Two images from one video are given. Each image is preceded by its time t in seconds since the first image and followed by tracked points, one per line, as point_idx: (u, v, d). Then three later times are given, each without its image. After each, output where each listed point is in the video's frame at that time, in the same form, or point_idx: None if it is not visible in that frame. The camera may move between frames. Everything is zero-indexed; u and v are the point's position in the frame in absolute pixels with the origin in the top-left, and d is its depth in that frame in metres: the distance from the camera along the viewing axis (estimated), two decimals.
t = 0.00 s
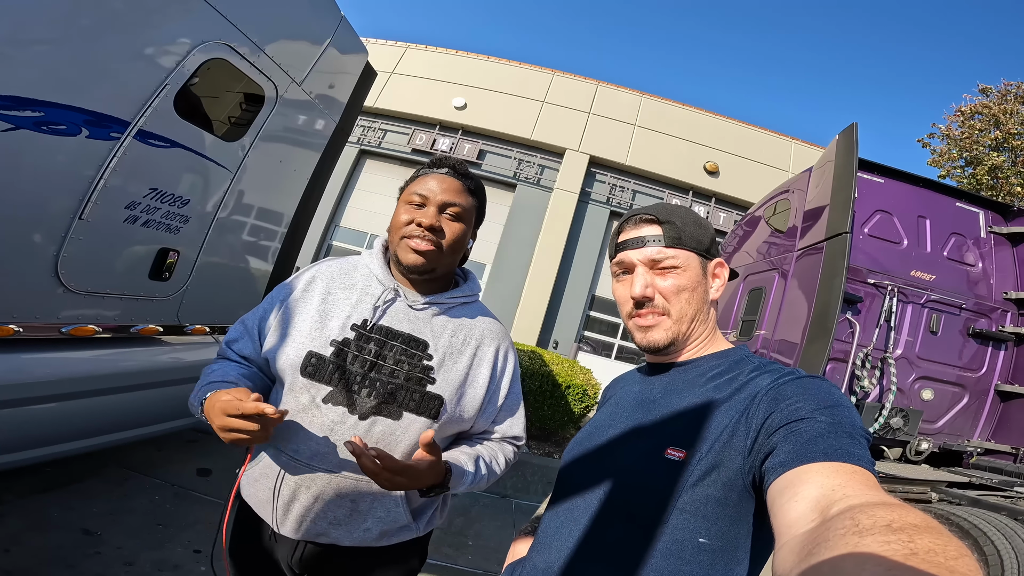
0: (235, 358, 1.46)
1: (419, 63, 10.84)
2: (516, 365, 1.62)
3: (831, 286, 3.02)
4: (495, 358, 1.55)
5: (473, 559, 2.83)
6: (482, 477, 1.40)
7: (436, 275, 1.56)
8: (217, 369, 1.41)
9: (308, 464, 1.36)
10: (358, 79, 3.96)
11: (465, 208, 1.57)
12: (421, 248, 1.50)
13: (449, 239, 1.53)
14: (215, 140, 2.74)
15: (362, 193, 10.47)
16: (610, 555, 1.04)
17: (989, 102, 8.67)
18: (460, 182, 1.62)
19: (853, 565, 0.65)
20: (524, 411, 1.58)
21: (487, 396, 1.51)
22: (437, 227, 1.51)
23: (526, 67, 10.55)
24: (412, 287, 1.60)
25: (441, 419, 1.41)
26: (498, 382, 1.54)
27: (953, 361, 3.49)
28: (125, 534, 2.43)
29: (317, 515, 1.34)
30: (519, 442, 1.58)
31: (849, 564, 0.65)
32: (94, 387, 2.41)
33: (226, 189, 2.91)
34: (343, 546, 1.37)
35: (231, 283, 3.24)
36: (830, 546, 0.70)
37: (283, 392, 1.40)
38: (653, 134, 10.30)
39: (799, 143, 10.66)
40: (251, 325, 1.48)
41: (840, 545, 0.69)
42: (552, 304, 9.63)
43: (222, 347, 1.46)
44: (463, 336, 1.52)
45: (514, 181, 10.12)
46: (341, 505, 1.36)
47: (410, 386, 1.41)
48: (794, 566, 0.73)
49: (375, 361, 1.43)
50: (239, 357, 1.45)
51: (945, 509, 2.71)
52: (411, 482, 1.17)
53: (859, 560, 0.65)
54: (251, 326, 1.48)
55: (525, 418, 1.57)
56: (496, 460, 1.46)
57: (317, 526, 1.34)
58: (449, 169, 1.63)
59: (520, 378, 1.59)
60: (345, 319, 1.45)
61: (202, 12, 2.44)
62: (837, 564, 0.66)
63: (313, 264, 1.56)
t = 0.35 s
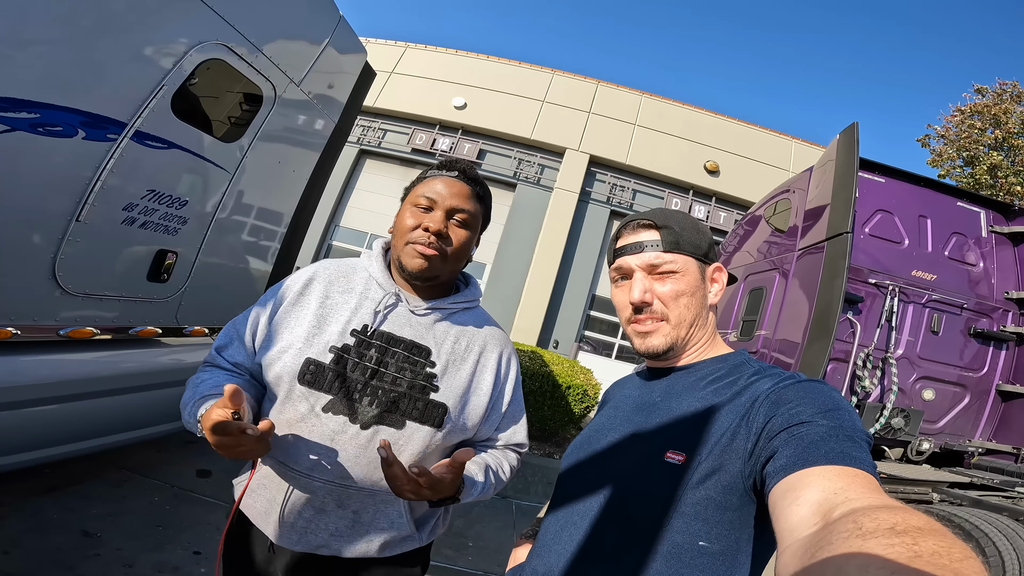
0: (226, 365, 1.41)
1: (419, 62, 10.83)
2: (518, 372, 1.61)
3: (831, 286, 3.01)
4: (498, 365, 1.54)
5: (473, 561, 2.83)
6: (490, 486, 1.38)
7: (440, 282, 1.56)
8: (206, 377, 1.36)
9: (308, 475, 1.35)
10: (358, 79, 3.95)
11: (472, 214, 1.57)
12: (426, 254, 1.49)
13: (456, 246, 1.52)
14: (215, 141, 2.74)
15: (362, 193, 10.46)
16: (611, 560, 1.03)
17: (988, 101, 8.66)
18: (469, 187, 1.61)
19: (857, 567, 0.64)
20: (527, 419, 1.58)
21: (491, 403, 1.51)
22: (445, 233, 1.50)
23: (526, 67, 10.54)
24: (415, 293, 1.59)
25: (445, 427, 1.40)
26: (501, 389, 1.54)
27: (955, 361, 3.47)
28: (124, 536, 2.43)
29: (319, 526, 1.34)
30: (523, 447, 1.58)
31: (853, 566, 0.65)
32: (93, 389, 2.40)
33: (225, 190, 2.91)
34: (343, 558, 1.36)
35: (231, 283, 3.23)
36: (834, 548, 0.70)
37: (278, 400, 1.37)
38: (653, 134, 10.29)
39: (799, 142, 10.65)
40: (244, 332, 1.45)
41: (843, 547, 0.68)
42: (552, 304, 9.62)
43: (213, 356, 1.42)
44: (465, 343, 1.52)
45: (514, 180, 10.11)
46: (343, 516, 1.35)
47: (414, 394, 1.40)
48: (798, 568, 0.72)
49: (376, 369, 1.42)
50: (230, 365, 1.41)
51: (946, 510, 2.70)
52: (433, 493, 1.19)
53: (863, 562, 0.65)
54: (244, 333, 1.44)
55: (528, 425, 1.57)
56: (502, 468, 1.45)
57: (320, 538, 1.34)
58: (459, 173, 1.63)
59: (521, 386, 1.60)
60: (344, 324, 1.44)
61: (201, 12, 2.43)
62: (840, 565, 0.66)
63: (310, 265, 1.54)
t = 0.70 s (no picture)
0: (225, 365, 1.42)
1: (418, 62, 10.83)
2: (521, 370, 1.64)
3: (831, 285, 3.02)
4: (502, 365, 1.56)
5: (474, 559, 2.83)
6: (488, 484, 1.40)
7: (444, 282, 1.56)
8: (208, 378, 1.38)
9: (317, 478, 1.34)
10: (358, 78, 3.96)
11: (476, 212, 1.57)
12: (429, 254, 1.49)
13: (460, 246, 1.53)
14: (215, 141, 2.74)
15: (362, 192, 10.46)
16: (613, 557, 1.04)
17: (986, 100, 8.67)
18: (473, 185, 1.61)
19: (858, 564, 0.65)
20: (529, 417, 1.60)
21: (495, 402, 1.53)
22: (448, 233, 1.50)
23: (526, 66, 10.54)
24: (418, 292, 1.60)
25: (452, 428, 1.42)
26: (505, 388, 1.57)
27: (955, 360, 3.48)
28: (126, 535, 2.43)
29: (330, 530, 1.34)
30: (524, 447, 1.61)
31: (854, 564, 0.65)
32: (95, 388, 2.40)
33: (226, 190, 2.91)
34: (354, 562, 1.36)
35: (232, 283, 3.23)
36: (834, 544, 0.70)
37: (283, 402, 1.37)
38: (653, 133, 10.30)
39: (799, 141, 10.65)
40: (242, 331, 1.44)
41: (844, 543, 0.69)
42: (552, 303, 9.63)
43: (212, 356, 1.43)
44: (470, 342, 1.53)
45: (514, 180, 10.10)
46: (353, 520, 1.35)
47: (421, 395, 1.41)
48: (799, 564, 0.72)
49: (383, 370, 1.42)
50: (230, 365, 1.42)
51: (947, 509, 2.70)
52: (411, 493, 1.20)
53: (864, 559, 0.65)
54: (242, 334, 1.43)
55: (530, 424, 1.59)
56: (502, 467, 1.47)
57: (332, 542, 1.33)
58: (462, 170, 1.62)
59: (525, 385, 1.61)
60: (348, 324, 1.44)
61: (201, 12, 2.43)
62: (842, 562, 0.66)
63: (312, 263, 1.53)
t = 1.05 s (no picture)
0: (230, 371, 1.41)
1: (418, 61, 10.82)
2: (521, 369, 1.64)
3: (832, 284, 3.01)
4: (502, 363, 1.57)
5: (474, 559, 2.83)
6: (482, 484, 1.37)
7: (443, 282, 1.56)
8: (210, 384, 1.37)
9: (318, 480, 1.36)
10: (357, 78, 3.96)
11: (475, 212, 1.57)
12: (431, 255, 1.49)
13: (460, 246, 1.53)
14: (214, 141, 2.74)
15: (362, 192, 10.46)
16: (614, 558, 1.04)
17: (984, 100, 8.68)
18: (472, 185, 1.61)
19: (859, 565, 0.65)
20: (530, 415, 1.60)
21: (495, 401, 1.54)
22: (448, 232, 1.50)
23: (526, 65, 10.53)
24: (418, 292, 1.60)
25: (453, 427, 1.42)
26: (505, 386, 1.58)
27: (955, 359, 3.48)
28: (127, 535, 2.43)
29: (331, 532, 1.34)
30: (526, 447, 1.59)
31: (856, 564, 0.65)
32: (95, 388, 2.40)
33: (225, 190, 2.91)
34: (356, 565, 1.35)
35: (232, 283, 3.24)
36: (835, 544, 0.70)
37: (283, 403, 1.37)
38: (652, 132, 10.30)
39: (799, 140, 10.64)
40: (242, 334, 1.44)
41: (846, 543, 0.69)
42: (552, 303, 9.63)
43: (214, 361, 1.41)
44: (470, 341, 1.54)
45: (514, 179, 10.10)
46: (354, 522, 1.35)
47: (422, 395, 1.41)
48: (802, 564, 0.72)
49: (383, 370, 1.42)
50: (234, 371, 1.41)
51: (947, 508, 2.70)
52: (383, 485, 1.16)
53: (866, 559, 0.65)
54: (243, 338, 1.44)
55: (531, 422, 1.59)
56: (498, 467, 1.45)
57: (334, 544, 1.33)
58: (462, 170, 1.62)
59: (526, 383, 1.61)
60: (348, 324, 1.44)
61: (201, 12, 2.43)
62: (844, 562, 0.66)
63: (311, 263, 1.53)
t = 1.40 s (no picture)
0: (229, 370, 1.42)
1: (418, 61, 10.82)
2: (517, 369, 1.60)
3: (831, 283, 3.01)
4: (494, 363, 1.53)
5: (474, 559, 2.84)
6: (469, 486, 1.34)
7: (433, 281, 1.56)
8: (209, 381, 1.38)
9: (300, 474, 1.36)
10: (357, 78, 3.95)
11: (465, 212, 1.56)
12: (416, 254, 1.49)
13: (448, 245, 1.52)
14: (213, 141, 2.73)
15: (362, 192, 10.46)
16: (615, 560, 1.03)
17: (984, 99, 8.68)
18: (464, 185, 1.60)
19: (860, 567, 0.65)
20: (525, 414, 1.55)
21: (487, 401, 1.50)
22: (436, 231, 1.50)
23: (525, 65, 10.53)
24: (409, 292, 1.60)
25: (439, 426, 1.39)
26: (497, 386, 1.53)
27: (954, 358, 3.48)
28: (127, 536, 2.43)
29: (313, 526, 1.33)
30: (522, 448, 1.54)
31: (856, 566, 0.65)
32: (95, 389, 2.40)
33: (224, 190, 2.90)
34: (340, 560, 1.34)
35: (232, 283, 3.24)
36: (835, 547, 0.70)
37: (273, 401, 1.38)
38: (652, 132, 10.30)
39: (799, 139, 10.64)
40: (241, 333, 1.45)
41: (846, 546, 0.69)
42: (552, 302, 9.63)
43: (213, 359, 1.43)
44: (461, 339, 1.51)
45: (514, 179, 10.10)
46: (336, 516, 1.35)
47: (408, 392, 1.39)
48: (803, 564, 0.73)
49: (370, 367, 1.41)
50: (232, 369, 1.42)
51: (946, 507, 2.70)
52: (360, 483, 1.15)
53: (866, 561, 0.65)
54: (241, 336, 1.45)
55: (526, 422, 1.54)
56: (489, 469, 1.41)
57: (317, 540, 1.32)
58: (452, 170, 1.62)
59: (521, 382, 1.58)
60: (338, 322, 1.44)
61: (200, 13, 2.43)
62: (844, 565, 0.66)
63: (307, 265, 1.55)
